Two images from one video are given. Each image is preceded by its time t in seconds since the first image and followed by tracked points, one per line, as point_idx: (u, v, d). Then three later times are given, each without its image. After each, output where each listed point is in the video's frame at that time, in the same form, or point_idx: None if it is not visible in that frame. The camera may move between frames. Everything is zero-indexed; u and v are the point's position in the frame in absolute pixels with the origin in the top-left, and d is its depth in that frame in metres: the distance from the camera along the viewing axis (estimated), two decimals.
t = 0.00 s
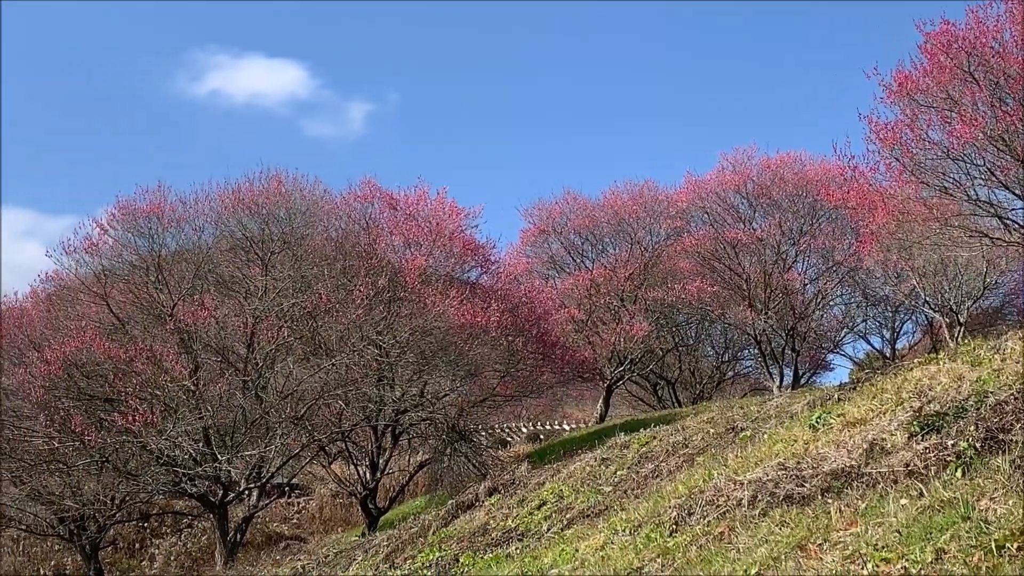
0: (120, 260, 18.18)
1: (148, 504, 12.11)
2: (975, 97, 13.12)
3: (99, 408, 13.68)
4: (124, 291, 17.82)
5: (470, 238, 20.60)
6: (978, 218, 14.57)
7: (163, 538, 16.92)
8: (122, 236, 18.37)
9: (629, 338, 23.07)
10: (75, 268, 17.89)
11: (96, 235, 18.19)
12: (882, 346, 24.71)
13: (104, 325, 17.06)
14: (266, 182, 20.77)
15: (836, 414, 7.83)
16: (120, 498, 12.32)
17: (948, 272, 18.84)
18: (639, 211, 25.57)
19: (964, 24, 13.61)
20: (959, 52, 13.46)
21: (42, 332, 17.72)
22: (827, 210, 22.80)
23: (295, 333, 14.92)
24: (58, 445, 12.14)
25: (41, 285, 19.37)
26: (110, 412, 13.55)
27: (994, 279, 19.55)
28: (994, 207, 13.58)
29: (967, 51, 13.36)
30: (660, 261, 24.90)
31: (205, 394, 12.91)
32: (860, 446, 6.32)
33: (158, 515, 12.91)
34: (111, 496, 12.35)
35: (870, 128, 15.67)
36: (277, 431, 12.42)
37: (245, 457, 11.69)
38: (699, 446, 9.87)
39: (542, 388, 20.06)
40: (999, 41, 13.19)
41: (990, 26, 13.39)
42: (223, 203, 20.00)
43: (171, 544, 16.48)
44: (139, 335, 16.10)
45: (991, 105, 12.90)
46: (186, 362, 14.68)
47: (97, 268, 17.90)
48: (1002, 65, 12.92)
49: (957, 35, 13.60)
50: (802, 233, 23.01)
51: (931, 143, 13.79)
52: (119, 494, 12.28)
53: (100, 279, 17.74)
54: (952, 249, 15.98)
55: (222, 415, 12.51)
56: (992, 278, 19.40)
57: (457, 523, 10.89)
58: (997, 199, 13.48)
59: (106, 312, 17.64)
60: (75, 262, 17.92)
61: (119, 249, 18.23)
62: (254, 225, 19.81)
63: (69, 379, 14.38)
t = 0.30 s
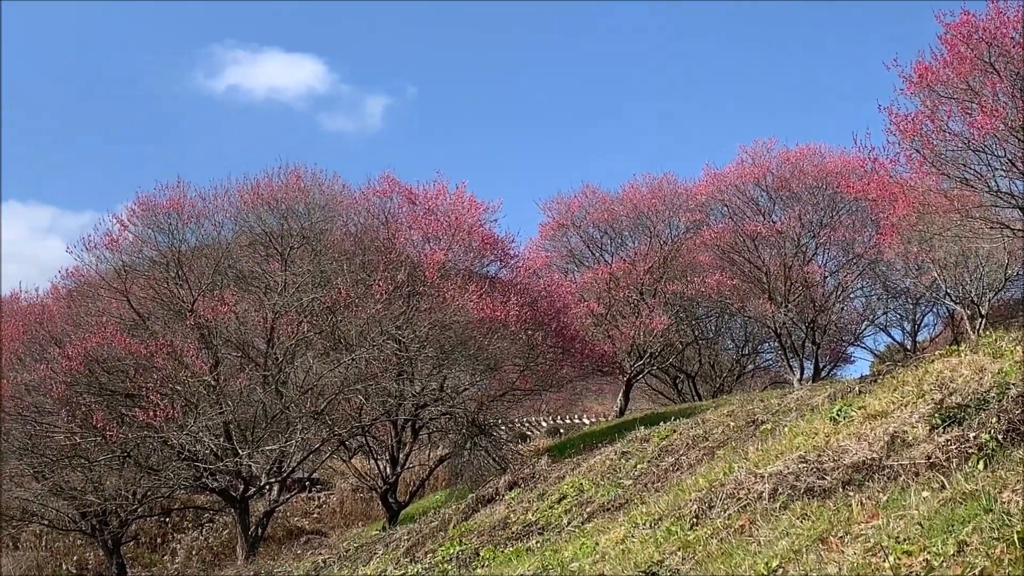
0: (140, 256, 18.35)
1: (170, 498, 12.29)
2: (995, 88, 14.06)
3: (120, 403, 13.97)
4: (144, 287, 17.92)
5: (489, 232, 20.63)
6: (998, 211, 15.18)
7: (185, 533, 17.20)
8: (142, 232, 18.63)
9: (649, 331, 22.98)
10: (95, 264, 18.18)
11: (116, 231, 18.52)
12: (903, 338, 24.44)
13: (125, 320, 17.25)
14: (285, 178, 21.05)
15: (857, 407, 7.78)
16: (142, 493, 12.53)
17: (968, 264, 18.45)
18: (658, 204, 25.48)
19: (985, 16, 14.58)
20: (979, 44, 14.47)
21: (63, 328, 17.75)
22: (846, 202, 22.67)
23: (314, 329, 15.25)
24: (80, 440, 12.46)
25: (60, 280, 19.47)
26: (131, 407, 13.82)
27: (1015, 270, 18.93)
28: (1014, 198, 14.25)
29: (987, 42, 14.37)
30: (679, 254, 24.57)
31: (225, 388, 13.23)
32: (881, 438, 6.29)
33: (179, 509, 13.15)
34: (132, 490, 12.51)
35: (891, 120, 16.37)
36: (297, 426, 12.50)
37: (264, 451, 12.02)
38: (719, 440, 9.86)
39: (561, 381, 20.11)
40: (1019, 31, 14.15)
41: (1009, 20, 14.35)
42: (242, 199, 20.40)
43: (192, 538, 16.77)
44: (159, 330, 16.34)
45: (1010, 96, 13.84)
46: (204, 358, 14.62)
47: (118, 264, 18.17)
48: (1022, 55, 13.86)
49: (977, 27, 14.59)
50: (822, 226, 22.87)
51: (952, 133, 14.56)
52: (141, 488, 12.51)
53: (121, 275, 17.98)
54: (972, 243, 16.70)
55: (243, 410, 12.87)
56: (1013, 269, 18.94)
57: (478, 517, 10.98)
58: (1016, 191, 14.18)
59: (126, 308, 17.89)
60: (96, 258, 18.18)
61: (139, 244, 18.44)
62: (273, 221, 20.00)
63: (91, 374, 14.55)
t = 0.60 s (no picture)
0: (156, 250, 18.49)
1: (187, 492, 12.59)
2: (1012, 79, 14.16)
3: (138, 397, 14.09)
4: (161, 281, 17.94)
5: (505, 226, 20.63)
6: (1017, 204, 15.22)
7: (202, 526, 17.44)
8: (158, 227, 18.71)
9: (665, 325, 22.95)
10: (112, 259, 18.47)
11: (132, 225, 18.68)
12: (920, 331, 24.21)
13: (142, 315, 17.34)
14: (301, 172, 21.21)
15: (874, 400, 7.75)
16: (159, 487, 12.80)
17: (986, 256, 18.21)
18: (674, 197, 25.30)
19: (1003, 5, 14.52)
20: (996, 35, 14.48)
21: (79, 322, 18.11)
22: (863, 194, 22.38)
23: (330, 322, 15.24)
24: (98, 434, 12.90)
25: (78, 275, 19.88)
26: (149, 401, 13.99)
27: None
28: None
29: (1005, 34, 14.37)
30: (695, 247, 24.54)
31: (241, 381, 13.36)
32: (899, 431, 6.27)
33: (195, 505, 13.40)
34: (150, 485, 12.83)
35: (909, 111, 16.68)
36: (314, 419, 12.76)
37: (281, 446, 12.15)
38: (735, 433, 9.85)
39: (577, 375, 20.13)
40: None
41: None
42: (258, 194, 20.61)
43: (210, 532, 16.99)
44: (175, 324, 16.44)
45: None
46: (221, 352, 14.76)
47: (135, 259, 18.34)
48: None
49: (994, 18, 14.56)
50: (839, 218, 22.62)
51: (969, 125, 14.85)
52: (158, 483, 12.74)
53: (137, 269, 18.06)
54: (991, 235, 16.39)
55: (259, 403, 12.96)
56: None
57: (494, 509, 11.07)
58: None
59: (143, 302, 17.91)
60: (112, 253, 18.45)
61: (155, 239, 18.56)
62: (289, 215, 20.22)
63: (108, 369, 14.50)
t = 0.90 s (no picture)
0: (171, 244, 18.73)
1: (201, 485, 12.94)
2: None
3: (153, 390, 14.07)
4: (176, 275, 18.06)
5: (518, 220, 20.63)
6: None
7: (216, 519, 17.67)
8: (172, 221, 18.91)
9: (678, 319, 22.89)
10: (127, 253, 18.66)
11: (147, 219, 18.84)
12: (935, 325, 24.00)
13: (156, 308, 17.50)
14: (316, 166, 21.34)
15: (889, 393, 7.71)
16: (173, 481, 13.21)
17: (1000, 249, 18.01)
18: (688, 190, 25.20)
19: None
20: (1011, 28, 14.79)
21: (94, 315, 18.45)
22: (878, 188, 22.25)
23: (345, 316, 15.31)
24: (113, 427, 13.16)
25: (93, 269, 19.98)
26: (163, 395, 13.94)
27: None
28: None
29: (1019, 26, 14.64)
30: (709, 240, 24.30)
31: (256, 375, 13.54)
32: (914, 425, 6.25)
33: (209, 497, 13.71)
34: (165, 478, 13.25)
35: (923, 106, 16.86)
36: (329, 413, 12.92)
37: (296, 439, 12.34)
38: (750, 426, 9.83)
39: (590, 368, 20.15)
40: None
41: None
42: (272, 187, 20.78)
43: (224, 525, 17.20)
44: (190, 318, 16.55)
45: None
46: (234, 347, 14.69)
47: (149, 253, 18.48)
48: None
49: (1010, 10, 14.90)
50: (853, 212, 22.50)
51: (985, 119, 15.06)
52: (172, 476, 13.19)
53: (152, 263, 18.22)
54: (1005, 229, 15.82)
55: (273, 397, 13.18)
56: None
57: (508, 503, 11.13)
58: None
59: (158, 296, 18.08)
60: (128, 246, 18.67)
61: (170, 232, 18.81)
62: (302, 207, 20.48)
63: (123, 362, 14.33)
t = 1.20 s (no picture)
0: (184, 239, 18.94)
1: (214, 480, 12.86)
2: None
3: (166, 385, 14.36)
4: (189, 269, 18.30)
5: (531, 215, 20.64)
6: None
7: (230, 513, 17.85)
8: (185, 215, 19.13)
9: (691, 313, 22.85)
10: (141, 247, 18.82)
11: (161, 214, 19.09)
12: (948, 320, 23.67)
13: (170, 302, 17.56)
14: (329, 161, 21.44)
15: (903, 388, 7.68)
16: (187, 474, 12.99)
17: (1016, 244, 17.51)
18: (700, 184, 25.11)
19: None
20: None
21: (108, 310, 18.62)
22: (892, 182, 22.22)
23: (357, 310, 15.47)
24: (127, 421, 13.26)
25: (106, 263, 20.15)
26: (177, 389, 14.20)
27: None
28: None
29: None
30: (722, 235, 24.27)
31: (269, 369, 13.71)
32: (928, 420, 6.23)
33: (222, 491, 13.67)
34: (178, 472, 13.10)
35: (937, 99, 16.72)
36: (341, 408, 13.01)
37: (309, 433, 12.43)
38: (763, 421, 9.81)
39: (603, 363, 20.15)
40: None
41: None
42: (285, 182, 20.95)
43: (238, 519, 17.36)
44: (203, 313, 16.64)
45: None
46: (249, 341, 14.90)
47: (162, 247, 18.77)
48: None
49: None
50: (867, 207, 22.47)
51: (999, 113, 14.91)
52: (186, 470, 12.93)
53: (165, 258, 18.35)
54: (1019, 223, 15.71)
55: (286, 391, 13.34)
56: None
57: (521, 497, 11.17)
58: None
59: (171, 291, 18.14)
60: (141, 241, 18.83)
61: (183, 228, 19.03)
62: (315, 203, 20.43)
63: (136, 357, 14.80)
